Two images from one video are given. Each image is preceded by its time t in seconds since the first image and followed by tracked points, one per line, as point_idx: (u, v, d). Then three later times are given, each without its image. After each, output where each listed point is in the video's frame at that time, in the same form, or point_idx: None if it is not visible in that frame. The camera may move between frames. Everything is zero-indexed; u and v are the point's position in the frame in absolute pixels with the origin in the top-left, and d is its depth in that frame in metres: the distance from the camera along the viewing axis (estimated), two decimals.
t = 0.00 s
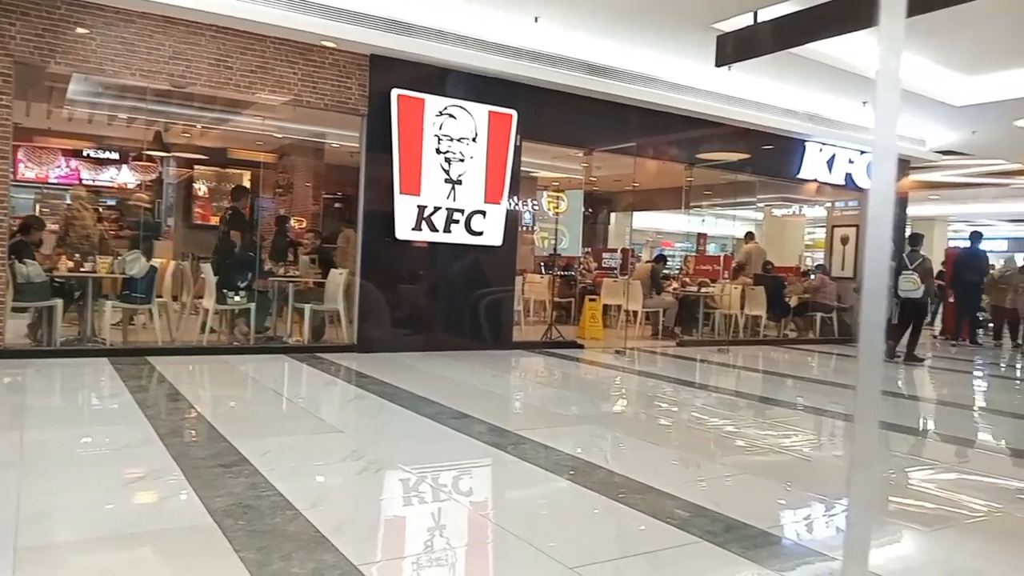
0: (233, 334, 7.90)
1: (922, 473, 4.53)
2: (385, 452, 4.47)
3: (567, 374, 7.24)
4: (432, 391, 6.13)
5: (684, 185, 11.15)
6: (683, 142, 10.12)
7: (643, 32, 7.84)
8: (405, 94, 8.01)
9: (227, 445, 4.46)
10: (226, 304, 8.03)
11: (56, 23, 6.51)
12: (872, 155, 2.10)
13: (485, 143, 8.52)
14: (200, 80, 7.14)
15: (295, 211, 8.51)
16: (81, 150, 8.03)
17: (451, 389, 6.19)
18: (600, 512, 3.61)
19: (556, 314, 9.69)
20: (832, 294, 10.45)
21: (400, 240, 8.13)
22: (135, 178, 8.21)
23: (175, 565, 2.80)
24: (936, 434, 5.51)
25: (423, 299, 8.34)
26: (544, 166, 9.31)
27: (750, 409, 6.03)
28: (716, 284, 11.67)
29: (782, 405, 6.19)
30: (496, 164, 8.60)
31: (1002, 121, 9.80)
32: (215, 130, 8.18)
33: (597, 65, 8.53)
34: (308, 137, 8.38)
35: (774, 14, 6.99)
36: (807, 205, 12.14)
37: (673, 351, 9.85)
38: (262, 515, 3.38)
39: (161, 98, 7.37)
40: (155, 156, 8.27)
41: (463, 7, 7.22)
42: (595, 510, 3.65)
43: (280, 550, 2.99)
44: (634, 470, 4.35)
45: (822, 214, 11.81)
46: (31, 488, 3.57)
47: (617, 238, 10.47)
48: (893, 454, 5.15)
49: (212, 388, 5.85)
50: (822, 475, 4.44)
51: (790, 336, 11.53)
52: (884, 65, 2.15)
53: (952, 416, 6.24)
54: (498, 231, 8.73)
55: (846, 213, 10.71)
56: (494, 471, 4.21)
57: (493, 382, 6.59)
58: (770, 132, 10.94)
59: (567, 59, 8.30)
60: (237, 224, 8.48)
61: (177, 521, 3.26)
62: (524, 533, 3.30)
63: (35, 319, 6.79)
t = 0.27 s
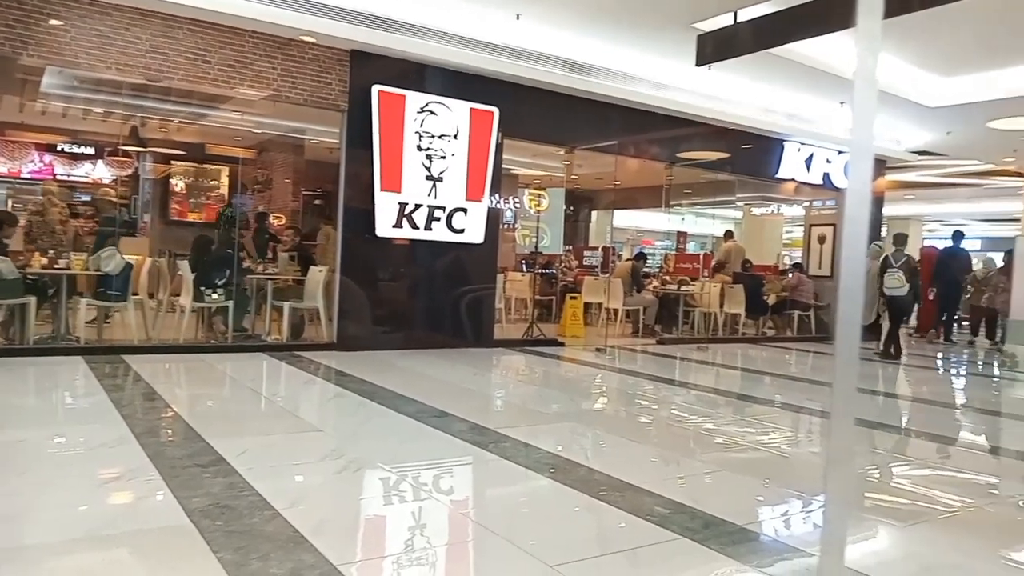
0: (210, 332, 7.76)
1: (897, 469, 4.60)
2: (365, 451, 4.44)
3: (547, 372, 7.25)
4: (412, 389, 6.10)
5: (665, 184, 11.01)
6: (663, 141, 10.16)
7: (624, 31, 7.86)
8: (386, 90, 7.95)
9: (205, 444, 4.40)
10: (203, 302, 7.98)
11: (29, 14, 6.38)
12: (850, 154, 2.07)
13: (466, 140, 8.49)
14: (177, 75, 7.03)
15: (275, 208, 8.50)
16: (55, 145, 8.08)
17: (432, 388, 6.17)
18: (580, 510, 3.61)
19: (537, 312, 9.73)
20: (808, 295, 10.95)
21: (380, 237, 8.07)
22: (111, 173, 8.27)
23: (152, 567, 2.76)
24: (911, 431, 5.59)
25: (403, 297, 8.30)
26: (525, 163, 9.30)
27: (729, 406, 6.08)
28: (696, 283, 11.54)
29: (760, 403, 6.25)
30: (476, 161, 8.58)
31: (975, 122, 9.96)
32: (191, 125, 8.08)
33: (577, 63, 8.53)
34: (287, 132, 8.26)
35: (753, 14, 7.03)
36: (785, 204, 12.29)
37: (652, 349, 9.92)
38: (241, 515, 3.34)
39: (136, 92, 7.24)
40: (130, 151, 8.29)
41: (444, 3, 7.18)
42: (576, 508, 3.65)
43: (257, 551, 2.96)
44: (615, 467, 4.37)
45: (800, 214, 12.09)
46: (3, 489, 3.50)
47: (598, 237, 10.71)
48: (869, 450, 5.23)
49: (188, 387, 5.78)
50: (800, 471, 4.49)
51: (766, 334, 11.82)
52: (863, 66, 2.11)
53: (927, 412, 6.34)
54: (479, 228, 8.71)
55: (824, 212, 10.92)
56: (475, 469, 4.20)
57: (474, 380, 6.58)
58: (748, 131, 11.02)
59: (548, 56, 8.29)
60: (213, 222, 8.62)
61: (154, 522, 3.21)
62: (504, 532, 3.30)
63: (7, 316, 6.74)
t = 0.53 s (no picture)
0: (191, 329, 7.74)
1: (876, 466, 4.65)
2: (346, 449, 4.42)
3: (530, 369, 7.26)
4: (394, 386, 6.10)
5: (647, 181, 10.99)
6: (646, 140, 10.21)
7: (608, 30, 7.88)
8: (368, 88, 7.92)
9: (185, 442, 4.37)
10: (183, 299, 7.93)
11: (6, 8, 6.30)
12: (827, 154, 1.97)
13: (449, 137, 8.48)
14: (157, 70, 6.97)
15: (255, 205, 8.36)
16: (33, 140, 7.78)
17: (414, 385, 6.17)
18: (562, 507, 3.63)
19: (519, 310, 9.76)
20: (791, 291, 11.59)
21: (362, 234, 8.05)
22: (89, 170, 8.18)
23: (130, 566, 2.74)
24: (889, 428, 5.66)
25: (385, 294, 8.28)
26: (509, 161, 9.29)
27: (710, 403, 6.12)
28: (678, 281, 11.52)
29: (740, 400, 6.30)
30: (459, 158, 8.57)
31: (955, 122, 10.07)
32: (171, 121, 7.97)
33: (560, 61, 8.53)
34: (269, 129, 8.21)
35: (735, 14, 7.07)
36: (766, 203, 12.29)
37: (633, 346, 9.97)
38: (220, 514, 3.32)
39: (116, 87, 7.16)
40: (108, 146, 8.17)
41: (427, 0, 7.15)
42: (557, 505, 3.66)
43: (237, 549, 2.94)
44: (596, 464, 4.39)
45: (782, 212, 12.19)
46: None
47: (581, 235, 10.60)
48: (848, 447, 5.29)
49: (168, 385, 5.73)
50: (779, 468, 4.53)
51: (748, 331, 12.01)
52: (841, 65, 2.03)
53: (904, 409, 6.42)
54: (462, 226, 8.70)
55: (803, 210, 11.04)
56: (456, 467, 4.20)
57: (456, 378, 6.59)
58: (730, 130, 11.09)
59: (531, 55, 8.29)
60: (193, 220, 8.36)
61: (131, 520, 3.19)
62: (485, 529, 3.30)
63: None
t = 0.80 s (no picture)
0: (174, 328, 7.67)
1: (857, 462, 4.70)
2: (330, 447, 4.41)
3: (515, 367, 7.27)
4: (379, 384, 6.08)
5: (631, 180, 11.00)
6: (630, 138, 10.24)
7: (592, 28, 7.89)
8: (352, 84, 7.89)
9: (168, 441, 4.34)
10: (165, 297, 7.89)
11: None
12: (810, 152, 1.99)
13: (433, 134, 8.46)
14: (139, 66, 6.90)
15: (238, 200, 8.36)
16: (12, 137, 7.58)
17: (399, 383, 6.15)
18: (546, 504, 3.64)
19: (504, 307, 9.78)
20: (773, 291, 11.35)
21: (346, 231, 8.03)
22: (69, 165, 8.12)
23: (112, 566, 2.71)
24: (870, 424, 5.72)
25: (369, 292, 8.26)
26: (493, 159, 9.30)
27: (694, 401, 6.16)
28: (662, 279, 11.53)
29: (724, 397, 6.34)
30: (444, 156, 8.55)
31: (935, 122, 10.18)
32: (152, 117, 7.93)
33: (545, 59, 8.54)
34: (252, 126, 8.13)
35: (719, 12, 7.11)
36: (749, 201, 12.44)
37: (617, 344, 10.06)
38: (203, 512, 3.30)
39: (97, 82, 7.07)
40: (89, 142, 8.09)
41: None
42: (542, 502, 3.67)
43: (221, 548, 2.92)
44: (580, 461, 4.40)
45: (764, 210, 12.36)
46: None
47: (565, 233, 10.98)
48: (829, 443, 5.34)
49: (150, 383, 5.69)
50: (761, 464, 4.57)
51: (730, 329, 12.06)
52: (822, 65, 2.07)
53: (884, 405, 6.49)
54: (446, 224, 8.69)
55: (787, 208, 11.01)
56: (441, 464, 4.20)
57: (441, 375, 6.58)
58: (713, 129, 11.15)
59: (514, 52, 8.28)
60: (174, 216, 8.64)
61: (113, 519, 3.16)
62: (469, 526, 3.30)
63: None
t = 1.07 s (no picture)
0: (157, 326, 7.59)
1: (841, 458, 4.74)
2: (316, 446, 4.39)
3: (501, 364, 7.27)
4: (364, 382, 6.06)
5: (616, 178, 11.17)
6: (616, 135, 10.26)
7: (578, 25, 7.90)
8: (336, 80, 7.83)
9: (151, 440, 4.30)
10: (148, 295, 7.77)
11: None
12: (793, 150, 2.01)
13: (419, 131, 8.43)
14: (121, 61, 6.83)
15: (222, 199, 8.45)
16: None
17: (384, 381, 6.13)
18: (533, 501, 3.64)
19: (491, 304, 9.68)
20: (757, 287, 11.06)
21: (331, 229, 8.00)
22: (49, 161, 8.01)
23: (94, 567, 2.68)
24: (853, 421, 5.77)
25: (355, 289, 8.22)
26: (479, 156, 9.29)
27: (679, 398, 6.18)
28: (648, 276, 11.70)
29: (709, 394, 6.37)
30: (429, 153, 8.52)
31: (917, 121, 10.28)
32: (135, 113, 7.86)
33: (532, 57, 8.51)
34: (235, 122, 8.06)
35: (704, 11, 7.15)
36: (734, 199, 12.47)
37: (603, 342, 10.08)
38: (187, 512, 3.27)
39: (78, 77, 6.98)
40: (71, 138, 8.07)
41: None
42: (528, 499, 3.68)
43: (205, 547, 2.90)
44: (566, 458, 4.41)
45: (749, 208, 12.28)
46: None
47: (552, 229, 11.14)
48: (813, 439, 5.38)
49: (133, 381, 5.63)
50: (746, 461, 4.59)
51: (716, 326, 12.00)
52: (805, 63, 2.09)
53: (866, 402, 6.55)
54: (432, 221, 8.67)
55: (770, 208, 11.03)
56: (428, 462, 4.19)
57: (427, 373, 6.57)
58: (698, 127, 11.20)
59: (501, 49, 8.25)
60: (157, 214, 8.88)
61: (95, 520, 3.12)
62: (456, 524, 3.30)
63: None
